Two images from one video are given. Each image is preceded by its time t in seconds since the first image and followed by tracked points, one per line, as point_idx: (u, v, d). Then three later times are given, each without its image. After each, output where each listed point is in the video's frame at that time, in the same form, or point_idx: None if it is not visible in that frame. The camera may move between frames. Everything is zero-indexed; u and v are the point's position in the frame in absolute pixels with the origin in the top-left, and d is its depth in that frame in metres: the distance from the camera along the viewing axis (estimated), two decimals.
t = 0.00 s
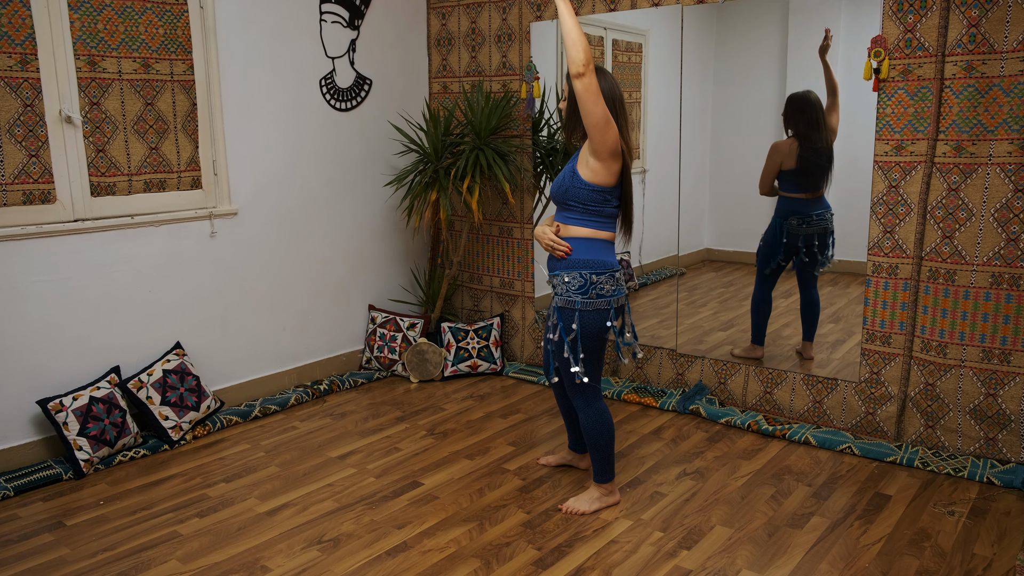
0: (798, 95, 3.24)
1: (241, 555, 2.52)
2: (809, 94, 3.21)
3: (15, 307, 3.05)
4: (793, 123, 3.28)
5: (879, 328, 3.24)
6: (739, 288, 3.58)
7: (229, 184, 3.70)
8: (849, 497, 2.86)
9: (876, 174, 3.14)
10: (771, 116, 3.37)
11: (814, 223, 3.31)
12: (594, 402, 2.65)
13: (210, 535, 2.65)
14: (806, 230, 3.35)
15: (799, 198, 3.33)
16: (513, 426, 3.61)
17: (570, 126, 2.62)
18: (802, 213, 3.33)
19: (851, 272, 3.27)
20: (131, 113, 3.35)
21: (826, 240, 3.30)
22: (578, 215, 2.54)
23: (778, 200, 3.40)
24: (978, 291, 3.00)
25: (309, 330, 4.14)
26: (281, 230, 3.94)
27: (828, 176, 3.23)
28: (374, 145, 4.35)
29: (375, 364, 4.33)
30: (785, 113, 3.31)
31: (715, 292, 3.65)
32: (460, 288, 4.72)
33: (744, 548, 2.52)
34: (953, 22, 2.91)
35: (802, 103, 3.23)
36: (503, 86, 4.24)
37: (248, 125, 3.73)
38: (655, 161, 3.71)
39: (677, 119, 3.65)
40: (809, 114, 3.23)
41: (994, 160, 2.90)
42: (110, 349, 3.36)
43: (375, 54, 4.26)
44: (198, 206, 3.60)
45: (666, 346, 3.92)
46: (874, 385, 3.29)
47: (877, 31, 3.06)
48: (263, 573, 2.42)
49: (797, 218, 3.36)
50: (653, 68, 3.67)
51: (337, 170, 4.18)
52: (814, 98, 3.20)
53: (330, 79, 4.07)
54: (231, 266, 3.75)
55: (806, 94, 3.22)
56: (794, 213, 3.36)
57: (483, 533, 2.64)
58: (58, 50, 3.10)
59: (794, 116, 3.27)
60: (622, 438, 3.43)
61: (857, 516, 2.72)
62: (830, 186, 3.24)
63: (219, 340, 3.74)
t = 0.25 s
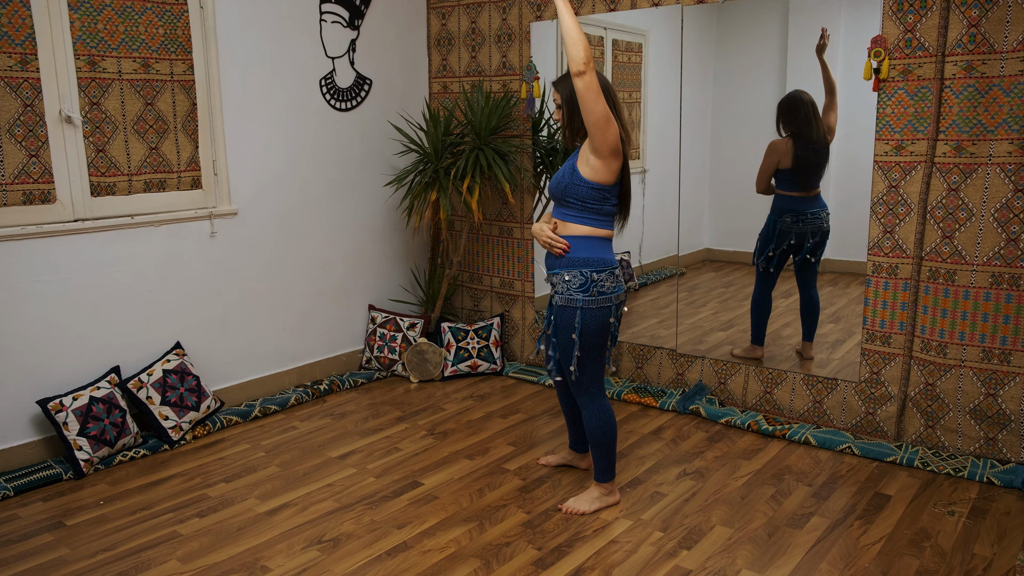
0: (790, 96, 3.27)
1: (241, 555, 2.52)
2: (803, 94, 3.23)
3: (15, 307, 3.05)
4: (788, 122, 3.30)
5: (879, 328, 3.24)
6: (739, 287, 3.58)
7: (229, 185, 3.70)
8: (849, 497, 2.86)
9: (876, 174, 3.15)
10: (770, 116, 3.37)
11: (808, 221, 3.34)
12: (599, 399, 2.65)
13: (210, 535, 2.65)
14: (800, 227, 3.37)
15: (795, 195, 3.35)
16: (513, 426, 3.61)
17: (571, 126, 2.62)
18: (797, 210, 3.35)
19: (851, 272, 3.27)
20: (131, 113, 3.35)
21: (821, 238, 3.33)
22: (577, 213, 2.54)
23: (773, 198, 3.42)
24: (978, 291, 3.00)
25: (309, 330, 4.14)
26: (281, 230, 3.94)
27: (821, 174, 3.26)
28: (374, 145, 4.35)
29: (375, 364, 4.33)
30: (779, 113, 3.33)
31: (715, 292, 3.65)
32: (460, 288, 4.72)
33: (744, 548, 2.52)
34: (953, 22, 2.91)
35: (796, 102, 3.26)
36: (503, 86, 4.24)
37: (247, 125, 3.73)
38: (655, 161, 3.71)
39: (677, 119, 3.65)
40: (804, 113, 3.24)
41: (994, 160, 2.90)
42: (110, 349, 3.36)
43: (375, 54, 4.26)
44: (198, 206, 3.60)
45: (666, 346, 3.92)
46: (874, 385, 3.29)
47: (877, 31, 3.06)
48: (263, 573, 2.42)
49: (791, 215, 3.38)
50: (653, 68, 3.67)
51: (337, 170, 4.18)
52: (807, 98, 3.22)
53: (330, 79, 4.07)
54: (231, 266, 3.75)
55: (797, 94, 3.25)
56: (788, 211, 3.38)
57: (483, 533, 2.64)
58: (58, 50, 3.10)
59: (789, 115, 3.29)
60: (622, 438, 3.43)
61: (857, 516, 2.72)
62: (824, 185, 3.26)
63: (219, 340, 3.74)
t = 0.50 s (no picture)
0: (792, 98, 3.27)
1: (241, 555, 2.52)
2: (807, 95, 3.22)
3: (15, 307, 3.05)
4: (793, 122, 3.28)
5: (879, 328, 3.24)
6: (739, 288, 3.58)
7: (229, 185, 3.70)
8: (849, 497, 2.86)
9: (876, 174, 3.15)
10: (770, 116, 3.37)
11: (813, 220, 3.32)
12: (603, 400, 2.65)
13: (210, 535, 2.65)
14: (804, 226, 3.35)
15: (799, 195, 3.33)
16: (513, 426, 3.61)
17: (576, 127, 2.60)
18: (801, 209, 3.34)
19: (851, 272, 3.27)
20: (131, 113, 3.35)
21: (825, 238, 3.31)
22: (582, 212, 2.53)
23: (779, 197, 3.40)
24: (978, 291, 3.00)
25: (309, 330, 4.14)
26: (281, 230, 3.94)
27: (827, 174, 3.24)
28: (374, 145, 4.35)
29: (375, 364, 4.33)
30: (783, 114, 3.31)
31: (715, 292, 3.65)
32: (460, 288, 4.72)
33: (744, 548, 2.52)
34: (953, 22, 2.91)
35: (800, 103, 3.25)
36: (503, 86, 4.24)
37: (247, 125, 3.73)
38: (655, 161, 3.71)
39: (677, 119, 3.65)
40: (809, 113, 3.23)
41: (994, 160, 2.90)
42: (110, 349, 3.36)
43: (375, 54, 4.26)
44: (198, 206, 3.60)
45: (666, 346, 3.92)
46: (874, 385, 3.29)
47: (877, 31, 3.06)
48: (263, 573, 2.42)
49: (795, 214, 3.36)
50: (652, 68, 3.66)
51: (337, 170, 4.18)
52: (811, 99, 3.21)
53: (330, 79, 4.07)
54: (232, 266, 3.75)
55: (800, 96, 3.25)
56: (792, 209, 3.36)
57: (483, 533, 2.64)
58: (58, 51, 3.10)
59: (793, 116, 3.28)
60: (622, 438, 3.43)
61: (858, 516, 2.72)
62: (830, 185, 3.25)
63: (220, 340, 3.74)
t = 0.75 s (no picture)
0: (804, 94, 3.22)
1: (241, 555, 2.52)
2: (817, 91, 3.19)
3: (15, 307, 3.05)
4: (805, 119, 3.24)
5: (879, 328, 3.24)
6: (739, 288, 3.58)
7: (229, 185, 3.70)
8: (849, 497, 2.86)
9: (876, 174, 3.14)
10: (770, 116, 3.37)
11: (822, 220, 3.29)
12: (606, 403, 2.66)
13: (210, 535, 2.65)
14: (814, 226, 3.32)
15: (811, 192, 3.29)
16: (512, 426, 3.61)
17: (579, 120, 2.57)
18: (812, 207, 3.30)
19: (851, 272, 3.27)
20: (131, 113, 3.35)
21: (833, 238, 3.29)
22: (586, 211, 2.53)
23: (790, 194, 3.35)
24: (978, 291, 3.00)
25: (309, 330, 4.15)
26: (281, 230, 3.94)
27: (840, 173, 3.21)
28: (374, 145, 4.35)
29: (375, 364, 4.33)
30: (795, 110, 3.27)
31: (715, 292, 3.65)
32: (460, 288, 4.72)
33: (744, 548, 2.52)
34: (953, 22, 2.91)
35: (812, 100, 3.21)
36: (503, 86, 4.24)
37: (247, 125, 3.73)
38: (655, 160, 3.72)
39: (677, 119, 3.65)
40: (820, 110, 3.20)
41: (994, 160, 2.90)
42: (110, 349, 3.36)
43: (375, 54, 4.26)
44: (198, 206, 3.60)
45: (666, 346, 3.92)
46: (874, 385, 3.29)
47: (877, 31, 3.06)
48: (263, 573, 2.42)
49: (807, 212, 3.32)
50: (653, 67, 3.65)
51: (337, 170, 4.18)
52: (823, 96, 3.18)
53: (330, 79, 4.07)
54: (232, 266, 3.75)
55: (812, 92, 3.20)
56: (803, 207, 3.32)
57: (483, 533, 2.64)
58: (59, 51, 3.10)
59: (805, 114, 3.23)
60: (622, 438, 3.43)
61: (858, 516, 2.71)
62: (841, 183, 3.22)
63: (220, 340, 3.75)
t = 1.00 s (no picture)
0: (811, 91, 3.21)
1: (241, 555, 2.52)
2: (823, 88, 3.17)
3: (15, 307, 3.05)
4: (811, 117, 3.23)
5: (879, 328, 3.25)
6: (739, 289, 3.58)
7: (229, 185, 3.70)
8: (849, 497, 2.86)
9: (876, 174, 3.14)
10: (770, 116, 3.37)
11: (830, 219, 3.27)
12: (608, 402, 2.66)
13: (210, 535, 2.65)
14: (824, 225, 3.29)
15: (820, 188, 3.26)
16: (512, 426, 3.61)
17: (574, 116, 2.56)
18: (824, 206, 3.27)
19: (851, 272, 3.27)
20: (131, 113, 3.35)
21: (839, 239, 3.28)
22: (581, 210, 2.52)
23: (796, 190, 3.33)
24: (978, 291, 3.00)
25: (309, 330, 4.14)
26: (281, 230, 3.94)
27: (846, 173, 3.19)
28: (374, 145, 4.35)
29: (375, 364, 4.33)
30: (801, 109, 3.25)
31: (715, 292, 3.65)
32: (460, 288, 4.72)
33: (744, 548, 2.52)
34: (953, 22, 2.91)
35: (819, 98, 3.19)
36: (503, 86, 4.24)
37: (247, 125, 3.73)
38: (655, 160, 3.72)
39: (677, 119, 3.65)
40: (826, 109, 3.18)
41: (994, 160, 2.90)
42: (110, 349, 3.36)
43: (375, 54, 4.26)
44: (198, 206, 3.60)
45: (666, 346, 3.92)
46: (874, 385, 3.29)
47: (877, 31, 3.06)
48: (263, 573, 2.42)
49: (818, 210, 3.29)
50: (653, 67, 3.66)
51: (337, 170, 4.18)
52: (829, 94, 3.16)
53: (330, 79, 4.07)
54: (232, 265, 3.75)
55: (821, 89, 3.18)
56: (814, 206, 3.29)
57: (482, 533, 2.64)
58: (58, 51, 3.10)
59: (812, 112, 3.22)
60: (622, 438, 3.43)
61: (858, 516, 2.71)
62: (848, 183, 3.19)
63: (219, 340, 3.75)
